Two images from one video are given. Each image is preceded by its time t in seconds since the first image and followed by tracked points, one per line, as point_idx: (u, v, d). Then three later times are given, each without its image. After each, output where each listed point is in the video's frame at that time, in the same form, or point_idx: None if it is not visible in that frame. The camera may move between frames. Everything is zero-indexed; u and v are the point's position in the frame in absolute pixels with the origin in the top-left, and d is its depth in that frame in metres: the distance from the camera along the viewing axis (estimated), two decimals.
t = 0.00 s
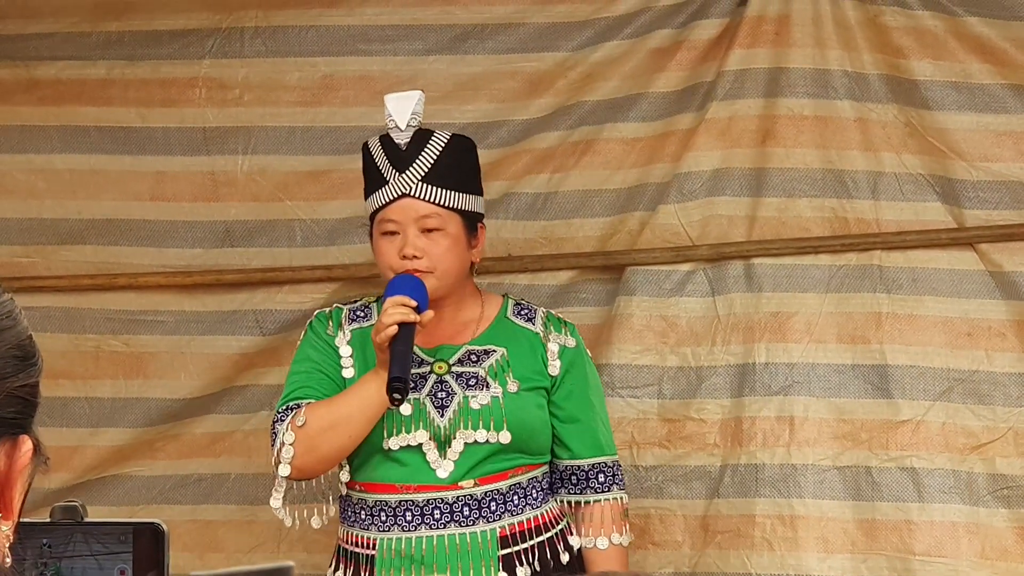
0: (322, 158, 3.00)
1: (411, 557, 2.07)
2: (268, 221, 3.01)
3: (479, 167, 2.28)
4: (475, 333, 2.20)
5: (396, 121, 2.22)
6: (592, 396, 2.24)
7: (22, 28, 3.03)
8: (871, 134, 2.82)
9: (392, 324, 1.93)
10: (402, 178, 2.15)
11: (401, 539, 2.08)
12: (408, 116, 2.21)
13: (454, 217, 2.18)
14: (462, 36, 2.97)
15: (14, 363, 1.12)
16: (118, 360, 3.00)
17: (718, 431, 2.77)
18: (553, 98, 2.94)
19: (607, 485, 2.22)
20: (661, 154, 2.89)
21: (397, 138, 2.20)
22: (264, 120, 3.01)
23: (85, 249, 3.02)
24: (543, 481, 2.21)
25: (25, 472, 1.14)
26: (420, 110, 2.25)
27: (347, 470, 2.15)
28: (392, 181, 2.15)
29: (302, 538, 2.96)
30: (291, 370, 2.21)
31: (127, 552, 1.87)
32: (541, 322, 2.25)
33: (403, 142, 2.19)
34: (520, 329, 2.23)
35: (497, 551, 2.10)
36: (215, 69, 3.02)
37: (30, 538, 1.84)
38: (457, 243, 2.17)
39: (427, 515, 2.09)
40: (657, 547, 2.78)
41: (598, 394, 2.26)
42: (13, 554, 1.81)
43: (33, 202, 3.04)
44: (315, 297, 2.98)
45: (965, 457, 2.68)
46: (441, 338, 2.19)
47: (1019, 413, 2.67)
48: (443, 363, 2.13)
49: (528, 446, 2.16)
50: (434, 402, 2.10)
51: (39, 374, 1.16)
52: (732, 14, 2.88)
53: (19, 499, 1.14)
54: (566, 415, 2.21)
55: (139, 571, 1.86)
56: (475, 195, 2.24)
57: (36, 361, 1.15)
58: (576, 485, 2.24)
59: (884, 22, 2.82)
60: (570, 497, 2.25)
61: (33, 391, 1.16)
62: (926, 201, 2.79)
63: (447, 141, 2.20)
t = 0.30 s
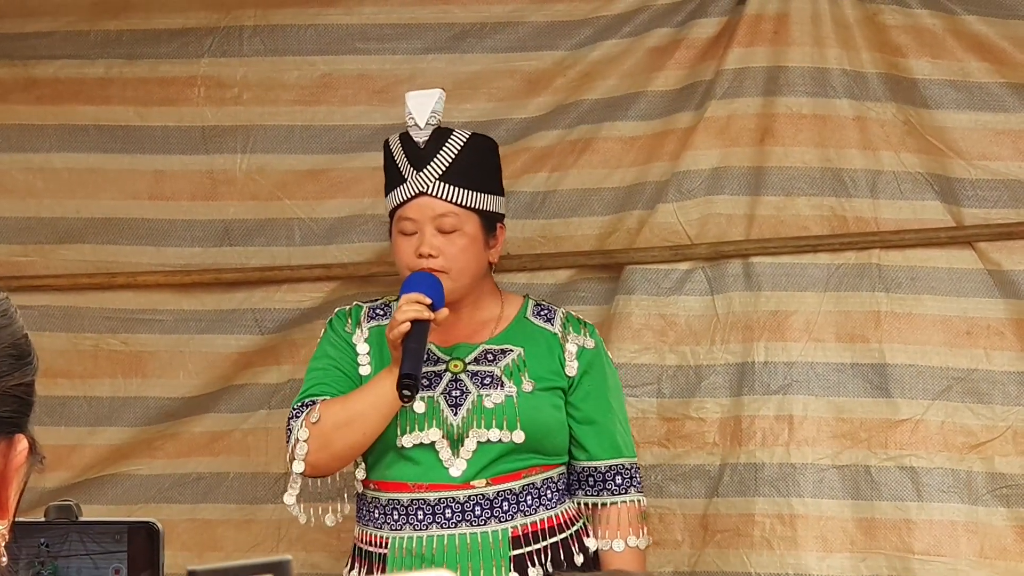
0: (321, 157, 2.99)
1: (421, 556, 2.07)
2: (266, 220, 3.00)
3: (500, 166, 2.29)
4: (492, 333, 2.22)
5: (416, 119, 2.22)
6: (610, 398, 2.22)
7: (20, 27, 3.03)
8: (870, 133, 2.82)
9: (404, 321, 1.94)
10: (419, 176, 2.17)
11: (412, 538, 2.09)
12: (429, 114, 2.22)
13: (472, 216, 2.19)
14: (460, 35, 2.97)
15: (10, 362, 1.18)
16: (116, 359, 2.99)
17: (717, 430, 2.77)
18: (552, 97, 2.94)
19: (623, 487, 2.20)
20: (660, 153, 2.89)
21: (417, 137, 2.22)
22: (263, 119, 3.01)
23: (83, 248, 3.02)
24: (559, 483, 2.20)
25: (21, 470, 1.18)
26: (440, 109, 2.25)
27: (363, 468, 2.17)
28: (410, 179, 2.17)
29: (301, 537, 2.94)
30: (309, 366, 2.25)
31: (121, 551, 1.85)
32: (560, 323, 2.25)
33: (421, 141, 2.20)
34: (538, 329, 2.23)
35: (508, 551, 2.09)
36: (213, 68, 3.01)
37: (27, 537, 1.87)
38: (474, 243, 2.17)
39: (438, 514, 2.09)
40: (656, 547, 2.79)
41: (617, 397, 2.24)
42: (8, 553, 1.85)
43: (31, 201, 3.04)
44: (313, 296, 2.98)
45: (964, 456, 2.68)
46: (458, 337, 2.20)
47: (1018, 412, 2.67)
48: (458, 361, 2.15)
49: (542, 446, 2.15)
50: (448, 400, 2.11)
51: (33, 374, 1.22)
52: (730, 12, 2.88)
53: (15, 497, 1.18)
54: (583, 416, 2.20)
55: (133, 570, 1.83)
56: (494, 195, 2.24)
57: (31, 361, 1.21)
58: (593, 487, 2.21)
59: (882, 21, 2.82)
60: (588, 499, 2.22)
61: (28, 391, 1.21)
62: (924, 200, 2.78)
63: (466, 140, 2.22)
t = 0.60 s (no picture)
0: (317, 156, 2.99)
1: (424, 556, 2.08)
2: (263, 219, 3.00)
3: (513, 166, 2.29)
4: (504, 332, 2.22)
5: (427, 117, 2.23)
6: (622, 397, 2.18)
7: (17, 26, 3.04)
8: (867, 132, 2.82)
9: (407, 320, 1.96)
10: (429, 175, 2.17)
11: (416, 537, 2.10)
12: (439, 112, 2.23)
13: (482, 216, 2.19)
14: (457, 34, 2.97)
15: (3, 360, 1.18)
16: (112, 358, 2.99)
17: (714, 429, 2.78)
18: (548, 96, 2.94)
19: (634, 487, 2.15)
20: (656, 151, 2.89)
21: (427, 135, 2.23)
22: (259, 118, 3.01)
23: (79, 247, 3.02)
24: (568, 483, 2.18)
25: (15, 469, 1.19)
26: (452, 108, 2.26)
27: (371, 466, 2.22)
28: (420, 178, 2.18)
29: (299, 537, 2.94)
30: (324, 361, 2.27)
31: (115, 549, 1.85)
32: (573, 322, 2.24)
33: (431, 139, 2.21)
34: (551, 328, 2.22)
35: (512, 551, 2.09)
36: (209, 67, 3.01)
37: (24, 535, 1.87)
38: (484, 243, 2.17)
39: (442, 514, 2.10)
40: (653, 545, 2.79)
41: (630, 396, 2.20)
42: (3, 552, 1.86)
43: (28, 200, 3.03)
44: (309, 295, 2.97)
45: (961, 455, 2.69)
46: (469, 335, 2.21)
47: (1014, 411, 2.68)
48: (466, 360, 2.16)
49: (550, 446, 2.14)
50: (453, 399, 2.12)
51: (26, 373, 1.22)
52: (727, 11, 2.88)
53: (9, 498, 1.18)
54: (593, 415, 2.17)
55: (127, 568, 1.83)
56: (506, 194, 2.24)
57: (24, 360, 1.21)
58: (604, 487, 2.18)
59: (879, 20, 2.82)
60: (599, 499, 2.19)
61: (21, 390, 1.21)
62: (921, 198, 2.78)
63: (476, 139, 2.22)
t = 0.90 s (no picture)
0: (314, 157, 2.99)
1: (421, 556, 2.09)
2: (260, 220, 2.99)
3: (524, 167, 2.28)
4: (510, 329, 2.21)
5: (435, 117, 2.23)
6: (626, 394, 2.15)
7: (14, 27, 3.04)
8: (864, 132, 2.82)
9: (402, 322, 1.96)
10: (436, 175, 2.17)
11: (414, 536, 2.11)
12: (447, 112, 2.22)
13: (490, 216, 2.18)
14: (454, 35, 2.97)
15: None
16: (109, 359, 2.99)
17: (711, 430, 2.78)
18: (545, 97, 2.94)
19: (638, 486, 2.10)
20: (653, 152, 2.89)
21: (434, 135, 2.22)
22: (256, 118, 3.00)
23: (76, 248, 3.01)
24: (571, 485, 2.16)
25: (10, 468, 1.22)
26: (462, 107, 2.25)
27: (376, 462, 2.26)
28: (428, 178, 2.18)
29: (297, 538, 2.94)
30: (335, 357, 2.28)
31: (111, 551, 1.85)
32: (579, 319, 2.22)
33: (440, 139, 2.20)
34: (557, 326, 2.21)
35: (506, 553, 2.07)
36: (206, 68, 3.01)
37: (20, 536, 1.83)
38: (491, 243, 2.16)
39: (439, 514, 2.10)
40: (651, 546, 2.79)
41: (636, 394, 2.16)
42: None
43: (24, 201, 3.03)
44: (306, 296, 2.97)
45: (958, 456, 2.69)
46: (474, 333, 2.22)
47: (1011, 412, 2.68)
48: (469, 358, 2.16)
49: (551, 445, 2.12)
50: (452, 398, 2.12)
51: (21, 373, 1.28)
52: (724, 12, 2.88)
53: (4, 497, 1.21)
54: (597, 414, 2.13)
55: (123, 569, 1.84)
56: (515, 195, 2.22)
57: (18, 360, 1.27)
58: (609, 486, 2.13)
59: (876, 21, 2.82)
60: (606, 498, 2.14)
61: (16, 389, 1.26)
62: (918, 199, 2.78)
63: (485, 139, 2.21)
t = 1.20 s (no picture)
0: (311, 159, 2.99)
1: (411, 557, 2.13)
2: (257, 223, 2.99)
3: (527, 171, 2.26)
4: (509, 330, 2.21)
5: (434, 120, 2.22)
6: (620, 398, 2.14)
7: (11, 30, 3.04)
8: (860, 135, 2.82)
9: (389, 326, 1.97)
10: (434, 178, 2.16)
11: (406, 538, 2.15)
12: (446, 114, 2.21)
13: (488, 219, 2.17)
14: (451, 37, 2.97)
15: None
16: (106, 362, 2.99)
17: (708, 432, 2.78)
18: (542, 100, 2.94)
19: (630, 490, 2.11)
20: (650, 155, 2.89)
21: (433, 138, 2.21)
22: (253, 121, 3.00)
23: (73, 251, 3.01)
24: (564, 489, 2.16)
25: (10, 470, 1.25)
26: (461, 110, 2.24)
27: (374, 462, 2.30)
28: (426, 181, 2.17)
29: (294, 541, 2.94)
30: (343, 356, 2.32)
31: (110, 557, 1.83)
32: (576, 322, 2.21)
33: (438, 142, 2.20)
34: (554, 328, 2.20)
35: (494, 557, 2.09)
36: (203, 71, 3.01)
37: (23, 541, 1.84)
38: (488, 245, 2.16)
39: (430, 516, 2.13)
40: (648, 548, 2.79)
41: (630, 398, 2.16)
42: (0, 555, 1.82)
43: (21, 204, 3.03)
44: (304, 299, 2.97)
45: (955, 459, 2.69)
46: (473, 335, 2.23)
47: (1009, 415, 2.68)
48: (462, 360, 2.17)
49: (542, 449, 2.13)
50: (444, 400, 2.14)
51: (20, 376, 1.31)
52: (720, 15, 2.88)
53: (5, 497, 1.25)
54: (591, 417, 2.13)
55: None
56: (515, 199, 2.21)
57: (17, 363, 1.31)
58: (602, 490, 2.14)
59: (873, 23, 2.83)
60: (600, 502, 2.15)
61: (16, 392, 1.30)
62: (915, 202, 2.79)
63: (483, 142, 2.20)
